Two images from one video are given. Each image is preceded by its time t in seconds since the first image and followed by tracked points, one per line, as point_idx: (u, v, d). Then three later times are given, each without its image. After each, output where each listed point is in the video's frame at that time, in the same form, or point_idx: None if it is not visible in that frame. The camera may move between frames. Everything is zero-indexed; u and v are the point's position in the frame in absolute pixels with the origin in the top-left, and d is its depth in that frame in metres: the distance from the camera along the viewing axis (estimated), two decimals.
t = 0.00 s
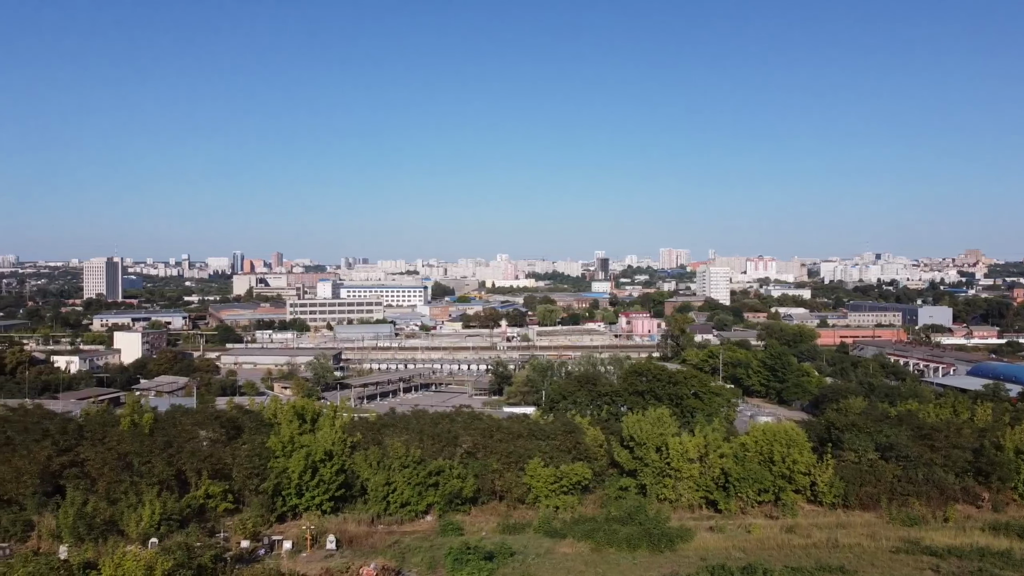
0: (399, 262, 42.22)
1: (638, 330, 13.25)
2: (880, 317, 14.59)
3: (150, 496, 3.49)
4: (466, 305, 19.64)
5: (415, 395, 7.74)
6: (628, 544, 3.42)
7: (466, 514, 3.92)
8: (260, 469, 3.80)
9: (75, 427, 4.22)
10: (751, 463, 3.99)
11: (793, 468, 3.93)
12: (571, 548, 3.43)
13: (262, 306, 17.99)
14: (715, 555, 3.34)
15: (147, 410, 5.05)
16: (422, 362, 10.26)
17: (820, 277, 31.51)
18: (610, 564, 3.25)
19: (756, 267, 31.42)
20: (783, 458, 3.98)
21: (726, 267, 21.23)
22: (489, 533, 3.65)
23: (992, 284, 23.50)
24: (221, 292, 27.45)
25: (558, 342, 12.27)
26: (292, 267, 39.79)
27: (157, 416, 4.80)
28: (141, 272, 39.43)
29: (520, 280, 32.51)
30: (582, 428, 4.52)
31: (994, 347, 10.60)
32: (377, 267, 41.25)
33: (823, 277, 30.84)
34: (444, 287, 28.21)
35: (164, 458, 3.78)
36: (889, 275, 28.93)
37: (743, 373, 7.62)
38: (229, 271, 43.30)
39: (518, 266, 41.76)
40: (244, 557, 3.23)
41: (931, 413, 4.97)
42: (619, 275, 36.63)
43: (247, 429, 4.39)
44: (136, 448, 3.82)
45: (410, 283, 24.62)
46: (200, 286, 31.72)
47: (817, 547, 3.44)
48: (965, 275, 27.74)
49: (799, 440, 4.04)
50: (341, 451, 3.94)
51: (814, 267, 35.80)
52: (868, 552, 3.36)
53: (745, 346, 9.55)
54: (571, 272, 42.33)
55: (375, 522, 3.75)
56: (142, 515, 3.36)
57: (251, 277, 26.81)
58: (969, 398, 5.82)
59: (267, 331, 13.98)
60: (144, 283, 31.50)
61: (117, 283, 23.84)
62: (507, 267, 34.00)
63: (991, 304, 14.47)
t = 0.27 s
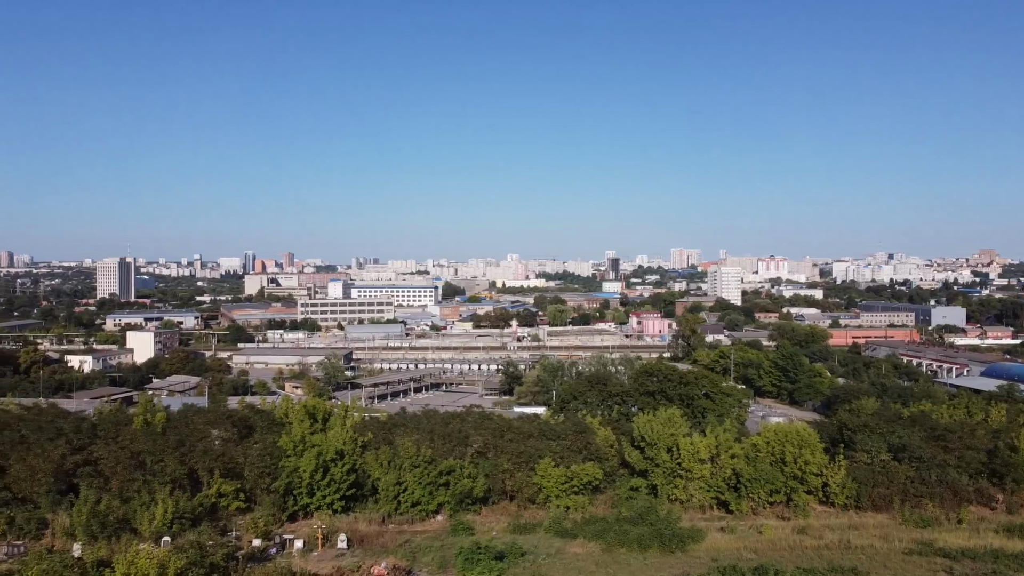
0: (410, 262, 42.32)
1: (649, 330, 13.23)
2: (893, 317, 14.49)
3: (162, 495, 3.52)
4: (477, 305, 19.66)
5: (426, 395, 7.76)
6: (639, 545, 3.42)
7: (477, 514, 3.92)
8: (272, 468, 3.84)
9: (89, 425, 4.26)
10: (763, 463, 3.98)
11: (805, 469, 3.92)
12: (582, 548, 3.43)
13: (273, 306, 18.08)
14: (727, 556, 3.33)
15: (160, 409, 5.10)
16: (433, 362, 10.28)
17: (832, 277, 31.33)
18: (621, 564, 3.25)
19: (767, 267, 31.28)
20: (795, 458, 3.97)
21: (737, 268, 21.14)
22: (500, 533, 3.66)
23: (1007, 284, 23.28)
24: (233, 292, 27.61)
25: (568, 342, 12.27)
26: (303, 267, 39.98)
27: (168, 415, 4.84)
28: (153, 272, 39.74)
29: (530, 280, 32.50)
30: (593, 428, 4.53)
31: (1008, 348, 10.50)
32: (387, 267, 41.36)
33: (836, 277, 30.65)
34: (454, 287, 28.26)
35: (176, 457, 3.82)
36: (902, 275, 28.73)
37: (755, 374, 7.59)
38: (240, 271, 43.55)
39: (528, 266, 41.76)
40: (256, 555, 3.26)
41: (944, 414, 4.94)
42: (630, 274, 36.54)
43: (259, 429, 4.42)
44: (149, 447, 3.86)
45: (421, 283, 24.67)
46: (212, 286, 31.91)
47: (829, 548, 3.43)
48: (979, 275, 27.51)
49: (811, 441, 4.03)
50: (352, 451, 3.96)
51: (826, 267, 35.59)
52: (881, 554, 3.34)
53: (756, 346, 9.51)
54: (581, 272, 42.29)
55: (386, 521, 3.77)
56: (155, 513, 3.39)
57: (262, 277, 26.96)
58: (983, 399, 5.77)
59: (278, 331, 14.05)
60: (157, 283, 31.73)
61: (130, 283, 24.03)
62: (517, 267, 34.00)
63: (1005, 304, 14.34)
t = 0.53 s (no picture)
0: (421, 262, 42.42)
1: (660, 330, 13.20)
2: (906, 318, 14.38)
3: (175, 493, 3.55)
4: (487, 305, 19.67)
5: (437, 395, 7.78)
6: (649, 545, 3.42)
7: (487, 514, 3.94)
8: (284, 468, 3.86)
9: (102, 424, 4.31)
10: (774, 464, 3.96)
11: (817, 469, 3.91)
12: (592, 548, 3.44)
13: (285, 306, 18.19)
14: (738, 557, 3.32)
15: (173, 409, 5.15)
16: (444, 362, 10.30)
17: (844, 277, 31.13)
18: (632, 565, 3.25)
19: (779, 267, 31.12)
20: (807, 459, 3.96)
21: (749, 267, 21.05)
22: (511, 533, 3.67)
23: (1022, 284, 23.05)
24: (245, 292, 27.78)
25: (579, 342, 12.26)
26: (314, 267, 40.14)
27: (181, 414, 4.88)
28: (166, 272, 40.06)
29: (541, 280, 32.51)
30: (603, 428, 4.54)
31: (1023, 349, 10.40)
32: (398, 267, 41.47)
33: (848, 277, 30.45)
34: (465, 287, 28.31)
35: (189, 455, 3.85)
36: (915, 275, 28.51)
37: (766, 374, 7.56)
38: (252, 271, 43.81)
39: (539, 266, 41.75)
40: (268, 554, 3.28)
41: (958, 415, 4.90)
42: (641, 275, 36.47)
43: (271, 428, 4.45)
44: (161, 446, 3.90)
45: (431, 283, 24.71)
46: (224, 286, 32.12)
47: (841, 549, 3.41)
48: (994, 275, 27.25)
49: (823, 442, 4.01)
50: (362, 450, 3.98)
51: (839, 267, 35.36)
52: (893, 555, 3.33)
53: (767, 346, 9.47)
54: (592, 272, 42.23)
55: (397, 521, 3.79)
56: (167, 511, 3.42)
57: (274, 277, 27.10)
58: (998, 400, 5.72)
59: (290, 331, 14.13)
60: (169, 283, 31.97)
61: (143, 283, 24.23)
62: (528, 267, 34.01)
63: (1020, 305, 14.20)
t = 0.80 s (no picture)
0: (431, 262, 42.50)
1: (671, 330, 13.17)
2: (919, 318, 14.28)
3: (187, 492, 3.58)
4: (497, 305, 19.68)
5: (447, 395, 7.81)
6: (660, 546, 3.42)
7: (498, 514, 3.94)
8: (295, 467, 3.89)
9: (116, 424, 4.35)
10: (786, 465, 3.95)
11: (829, 471, 3.89)
12: (603, 548, 3.44)
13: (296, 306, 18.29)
14: (749, 558, 3.32)
15: (185, 408, 5.19)
16: (454, 362, 10.32)
17: (857, 277, 30.93)
18: (643, 565, 3.25)
19: (790, 267, 30.96)
20: (819, 459, 3.94)
21: (761, 268, 20.97)
22: (522, 533, 3.68)
23: None
24: (256, 292, 27.94)
25: (589, 342, 12.26)
26: (326, 267, 40.30)
27: (194, 414, 4.93)
28: (179, 272, 40.36)
29: (551, 280, 32.51)
30: (614, 428, 4.54)
31: None
32: (409, 267, 41.57)
33: (860, 277, 30.25)
34: (476, 287, 28.34)
35: (201, 454, 3.88)
36: (928, 275, 28.29)
37: (778, 375, 7.53)
38: (264, 271, 44.06)
39: (549, 266, 41.75)
40: (279, 553, 3.30)
41: (971, 416, 4.87)
42: (651, 274, 36.39)
43: (282, 427, 4.48)
44: (174, 445, 3.93)
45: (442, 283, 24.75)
46: (236, 286, 32.32)
47: (854, 550, 3.40)
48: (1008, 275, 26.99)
49: (835, 442, 4.00)
50: (373, 450, 4.01)
51: (851, 267, 35.13)
52: (906, 557, 3.31)
53: (779, 347, 9.43)
54: (602, 272, 42.16)
55: (408, 520, 3.80)
56: (179, 510, 3.45)
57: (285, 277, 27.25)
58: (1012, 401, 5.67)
59: (301, 331, 14.21)
60: (182, 283, 32.21)
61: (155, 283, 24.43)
62: (538, 267, 34.02)
63: None
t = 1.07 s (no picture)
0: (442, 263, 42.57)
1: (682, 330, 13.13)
2: (932, 318, 14.17)
3: (199, 491, 3.61)
4: (507, 305, 19.70)
5: (458, 394, 7.83)
6: (672, 546, 3.42)
7: (509, 513, 3.95)
8: (306, 466, 3.91)
9: (129, 422, 4.39)
10: (797, 465, 3.94)
11: (841, 471, 3.88)
12: (614, 548, 3.44)
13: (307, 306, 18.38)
14: (761, 559, 3.31)
15: (198, 407, 5.24)
16: (465, 362, 10.35)
17: (869, 277, 30.74)
18: (654, 566, 3.25)
19: (802, 267, 30.81)
20: (831, 460, 3.93)
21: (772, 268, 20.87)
22: (532, 533, 3.69)
23: None
24: (268, 292, 28.10)
25: (600, 342, 12.25)
26: (337, 267, 40.44)
27: (206, 413, 4.97)
28: (191, 272, 40.65)
29: (562, 280, 32.49)
30: (625, 429, 4.54)
31: None
32: (419, 267, 41.68)
33: (873, 277, 30.06)
34: (486, 287, 28.36)
35: (213, 453, 3.91)
36: (941, 275, 28.07)
37: (790, 375, 7.50)
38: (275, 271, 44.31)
39: (560, 267, 41.74)
40: (291, 551, 3.32)
41: (986, 417, 4.83)
42: (662, 274, 36.30)
43: (293, 426, 4.51)
44: (186, 444, 3.96)
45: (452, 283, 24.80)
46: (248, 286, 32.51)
47: (866, 552, 3.38)
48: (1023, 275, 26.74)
49: (848, 443, 3.98)
50: (384, 449, 4.03)
51: (864, 267, 34.90)
52: (919, 559, 3.29)
53: (790, 347, 9.38)
54: (613, 272, 42.08)
55: (418, 520, 3.81)
56: (192, 509, 3.48)
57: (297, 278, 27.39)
58: None
59: (313, 330, 14.28)
60: (194, 283, 32.44)
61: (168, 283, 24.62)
62: (548, 267, 34.02)
63: None
